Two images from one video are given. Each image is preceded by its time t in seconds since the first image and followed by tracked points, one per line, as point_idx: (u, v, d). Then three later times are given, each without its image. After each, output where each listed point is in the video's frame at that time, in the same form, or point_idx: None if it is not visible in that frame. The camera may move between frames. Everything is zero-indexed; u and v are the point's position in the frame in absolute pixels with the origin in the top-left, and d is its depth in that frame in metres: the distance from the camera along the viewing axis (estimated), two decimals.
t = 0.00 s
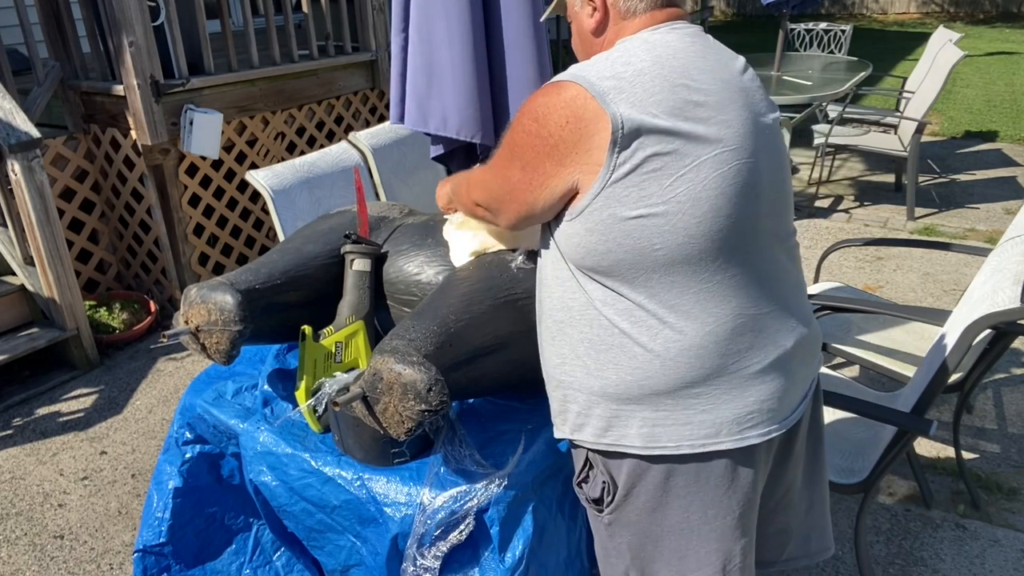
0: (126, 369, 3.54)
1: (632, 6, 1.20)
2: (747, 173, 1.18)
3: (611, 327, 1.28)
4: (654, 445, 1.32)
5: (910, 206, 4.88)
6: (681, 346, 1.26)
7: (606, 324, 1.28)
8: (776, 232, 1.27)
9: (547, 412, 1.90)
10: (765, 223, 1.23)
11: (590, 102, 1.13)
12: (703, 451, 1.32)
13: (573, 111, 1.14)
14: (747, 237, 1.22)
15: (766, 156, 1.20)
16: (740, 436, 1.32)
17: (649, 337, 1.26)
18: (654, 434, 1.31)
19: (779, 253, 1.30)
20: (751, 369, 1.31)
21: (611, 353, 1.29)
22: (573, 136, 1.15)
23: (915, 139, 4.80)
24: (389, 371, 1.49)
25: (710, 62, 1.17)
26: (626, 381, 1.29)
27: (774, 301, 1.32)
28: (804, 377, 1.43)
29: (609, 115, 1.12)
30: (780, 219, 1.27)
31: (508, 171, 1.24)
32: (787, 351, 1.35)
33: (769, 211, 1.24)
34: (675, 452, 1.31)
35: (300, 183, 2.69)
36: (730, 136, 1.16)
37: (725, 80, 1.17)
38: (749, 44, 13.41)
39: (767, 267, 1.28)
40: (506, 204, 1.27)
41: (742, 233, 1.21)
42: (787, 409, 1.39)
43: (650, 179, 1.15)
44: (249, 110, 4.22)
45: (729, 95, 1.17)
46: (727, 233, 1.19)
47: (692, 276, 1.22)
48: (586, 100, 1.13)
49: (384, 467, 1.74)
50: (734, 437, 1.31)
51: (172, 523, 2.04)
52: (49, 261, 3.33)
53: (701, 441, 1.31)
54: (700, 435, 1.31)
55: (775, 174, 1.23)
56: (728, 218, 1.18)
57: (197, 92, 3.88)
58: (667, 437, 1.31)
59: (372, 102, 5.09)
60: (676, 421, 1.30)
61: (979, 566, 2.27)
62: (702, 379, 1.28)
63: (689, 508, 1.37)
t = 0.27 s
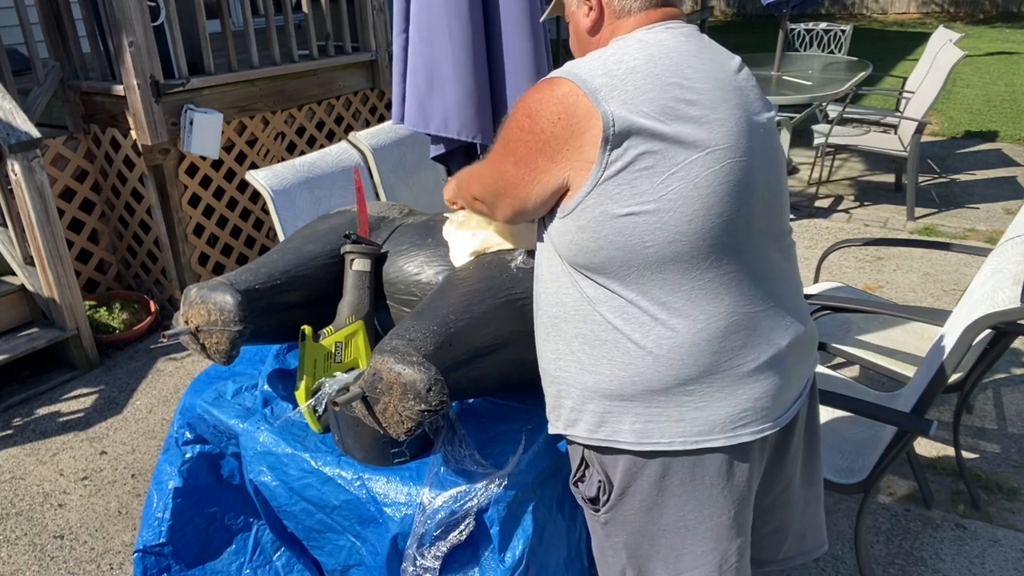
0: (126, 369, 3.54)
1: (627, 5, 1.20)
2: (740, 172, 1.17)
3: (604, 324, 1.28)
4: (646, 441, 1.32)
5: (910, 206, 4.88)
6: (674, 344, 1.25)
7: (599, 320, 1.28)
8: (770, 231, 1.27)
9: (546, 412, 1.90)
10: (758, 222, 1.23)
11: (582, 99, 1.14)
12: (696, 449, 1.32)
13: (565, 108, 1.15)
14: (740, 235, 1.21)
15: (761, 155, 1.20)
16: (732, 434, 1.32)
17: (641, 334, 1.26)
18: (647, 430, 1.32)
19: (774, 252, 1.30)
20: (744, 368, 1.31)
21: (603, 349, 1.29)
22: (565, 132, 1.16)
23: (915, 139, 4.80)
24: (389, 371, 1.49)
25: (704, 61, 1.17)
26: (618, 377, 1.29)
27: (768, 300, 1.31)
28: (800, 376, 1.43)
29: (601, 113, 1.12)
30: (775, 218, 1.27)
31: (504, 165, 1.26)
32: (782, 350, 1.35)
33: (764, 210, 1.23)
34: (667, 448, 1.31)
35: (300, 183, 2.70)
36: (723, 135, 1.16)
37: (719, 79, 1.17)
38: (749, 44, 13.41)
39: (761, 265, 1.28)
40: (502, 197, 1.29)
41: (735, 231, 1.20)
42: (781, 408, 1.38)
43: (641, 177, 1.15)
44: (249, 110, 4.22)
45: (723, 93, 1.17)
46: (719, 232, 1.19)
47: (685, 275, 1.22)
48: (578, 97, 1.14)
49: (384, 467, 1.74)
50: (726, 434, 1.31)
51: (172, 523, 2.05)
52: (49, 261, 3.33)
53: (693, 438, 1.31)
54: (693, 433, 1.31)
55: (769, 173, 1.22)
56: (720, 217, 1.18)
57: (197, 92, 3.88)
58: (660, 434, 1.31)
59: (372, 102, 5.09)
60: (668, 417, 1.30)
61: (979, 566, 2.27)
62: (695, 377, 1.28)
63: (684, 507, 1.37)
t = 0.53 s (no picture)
0: (126, 369, 3.54)
1: (624, 5, 1.21)
2: (734, 172, 1.17)
3: (599, 324, 1.28)
4: (638, 442, 1.32)
5: (910, 206, 4.88)
6: (668, 344, 1.25)
7: (593, 320, 1.28)
8: (765, 231, 1.27)
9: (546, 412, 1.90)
10: (753, 223, 1.23)
11: (578, 98, 1.14)
12: (689, 448, 1.31)
13: (561, 107, 1.15)
14: (733, 235, 1.21)
15: (756, 156, 1.20)
16: (725, 434, 1.31)
17: (635, 334, 1.26)
18: (639, 431, 1.31)
19: (769, 253, 1.30)
20: (739, 369, 1.31)
21: (597, 349, 1.29)
22: (562, 130, 1.16)
23: (915, 139, 4.80)
24: (391, 371, 1.49)
25: (699, 60, 1.18)
26: (612, 377, 1.29)
27: (762, 300, 1.31)
28: (794, 377, 1.43)
29: (596, 112, 1.12)
30: (770, 219, 1.27)
31: (501, 166, 1.25)
32: (776, 351, 1.35)
33: (759, 210, 1.23)
34: (659, 448, 1.31)
35: (301, 183, 2.70)
36: (718, 134, 1.16)
37: (713, 78, 1.17)
38: (749, 44, 13.41)
39: (757, 266, 1.28)
40: (499, 199, 1.28)
41: (729, 231, 1.20)
42: (775, 409, 1.38)
43: (636, 175, 1.15)
44: (249, 110, 4.22)
45: (717, 93, 1.17)
46: (713, 232, 1.19)
47: (678, 275, 1.22)
48: (574, 96, 1.14)
49: (384, 467, 1.74)
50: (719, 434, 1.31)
51: (172, 523, 2.05)
52: (49, 260, 3.33)
53: (686, 438, 1.30)
54: (686, 433, 1.31)
55: (764, 174, 1.22)
56: (714, 216, 1.18)
57: (197, 92, 3.88)
58: (652, 434, 1.31)
59: (372, 103, 5.09)
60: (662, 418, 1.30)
61: (979, 566, 2.27)
62: (689, 377, 1.28)
63: (677, 506, 1.37)
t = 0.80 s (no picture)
0: (126, 369, 3.54)
1: (609, 7, 1.22)
2: (729, 172, 1.17)
3: (598, 329, 1.28)
4: (639, 447, 1.31)
5: (910, 206, 4.88)
6: (667, 346, 1.25)
7: (595, 324, 1.28)
8: (760, 231, 1.27)
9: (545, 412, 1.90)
10: (748, 223, 1.23)
11: (575, 101, 1.13)
12: (689, 451, 1.30)
13: (560, 111, 1.14)
14: (729, 235, 1.21)
15: (750, 155, 1.20)
16: (724, 435, 1.31)
17: (633, 337, 1.26)
18: (640, 436, 1.30)
19: (765, 253, 1.30)
20: (736, 370, 1.30)
21: (596, 354, 1.29)
22: (563, 136, 1.15)
23: (915, 139, 4.80)
24: (391, 371, 1.49)
25: (692, 61, 1.18)
26: (611, 381, 1.29)
27: (757, 300, 1.31)
28: (790, 377, 1.43)
29: (592, 114, 1.12)
30: (765, 219, 1.27)
31: (500, 181, 1.24)
32: (772, 351, 1.35)
33: (754, 209, 1.23)
34: (659, 453, 1.30)
35: (300, 183, 2.70)
36: (712, 135, 1.16)
37: (707, 78, 1.17)
38: (749, 44, 13.41)
39: (752, 266, 1.28)
40: (499, 214, 1.26)
41: (725, 231, 1.20)
42: (772, 409, 1.38)
43: (633, 177, 1.15)
44: (249, 110, 4.22)
45: (711, 93, 1.17)
46: (710, 232, 1.19)
47: (675, 276, 1.21)
48: (572, 100, 1.14)
49: (384, 467, 1.74)
50: (718, 435, 1.30)
51: (172, 523, 2.05)
52: (49, 260, 3.33)
53: (686, 441, 1.30)
54: (685, 436, 1.30)
55: (759, 174, 1.22)
56: (710, 217, 1.18)
57: (197, 92, 3.88)
58: (653, 439, 1.30)
59: (372, 103, 5.09)
60: (662, 422, 1.29)
61: (979, 566, 2.27)
62: (688, 379, 1.28)
63: (675, 505, 1.37)
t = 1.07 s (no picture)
0: (126, 369, 3.54)
1: (602, 6, 1.23)
2: (723, 175, 1.17)
3: (592, 332, 1.29)
4: (632, 451, 1.31)
5: (910, 206, 4.88)
6: (660, 350, 1.25)
7: (590, 328, 1.29)
8: (755, 234, 1.26)
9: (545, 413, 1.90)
10: (743, 226, 1.22)
11: (566, 104, 1.14)
12: (682, 455, 1.30)
13: (551, 114, 1.15)
14: (722, 239, 1.21)
15: (745, 158, 1.20)
16: (717, 439, 1.30)
17: (626, 341, 1.26)
18: (633, 439, 1.30)
19: (761, 256, 1.29)
20: (730, 373, 1.30)
21: (590, 358, 1.30)
22: (553, 139, 1.16)
23: (915, 139, 4.80)
24: (390, 371, 1.49)
25: (686, 63, 1.17)
26: (604, 384, 1.29)
27: (752, 303, 1.31)
28: (786, 380, 1.42)
29: (582, 117, 1.12)
30: (761, 222, 1.26)
31: (494, 179, 1.25)
32: (767, 355, 1.34)
33: (749, 212, 1.23)
34: (652, 458, 1.30)
35: (300, 183, 2.70)
36: (705, 138, 1.15)
37: (700, 80, 1.17)
38: (749, 44, 13.40)
39: (747, 269, 1.27)
40: (493, 212, 1.28)
41: (718, 235, 1.20)
42: (766, 412, 1.37)
43: (625, 181, 1.15)
44: (249, 110, 4.22)
45: (705, 96, 1.16)
46: (703, 236, 1.19)
47: (667, 280, 1.21)
48: (563, 102, 1.14)
49: (384, 467, 1.74)
50: (712, 439, 1.30)
51: (172, 523, 2.05)
52: (49, 260, 3.33)
53: (679, 445, 1.29)
54: (677, 440, 1.29)
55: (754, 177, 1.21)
56: (702, 221, 1.17)
57: (197, 92, 3.88)
58: (646, 443, 1.30)
59: (372, 103, 5.09)
60: (655, 426, 1.29)
61: (979, 566, 2.27)
62: (680, 383, 1.27)
63: (668, 508, 1.37)
